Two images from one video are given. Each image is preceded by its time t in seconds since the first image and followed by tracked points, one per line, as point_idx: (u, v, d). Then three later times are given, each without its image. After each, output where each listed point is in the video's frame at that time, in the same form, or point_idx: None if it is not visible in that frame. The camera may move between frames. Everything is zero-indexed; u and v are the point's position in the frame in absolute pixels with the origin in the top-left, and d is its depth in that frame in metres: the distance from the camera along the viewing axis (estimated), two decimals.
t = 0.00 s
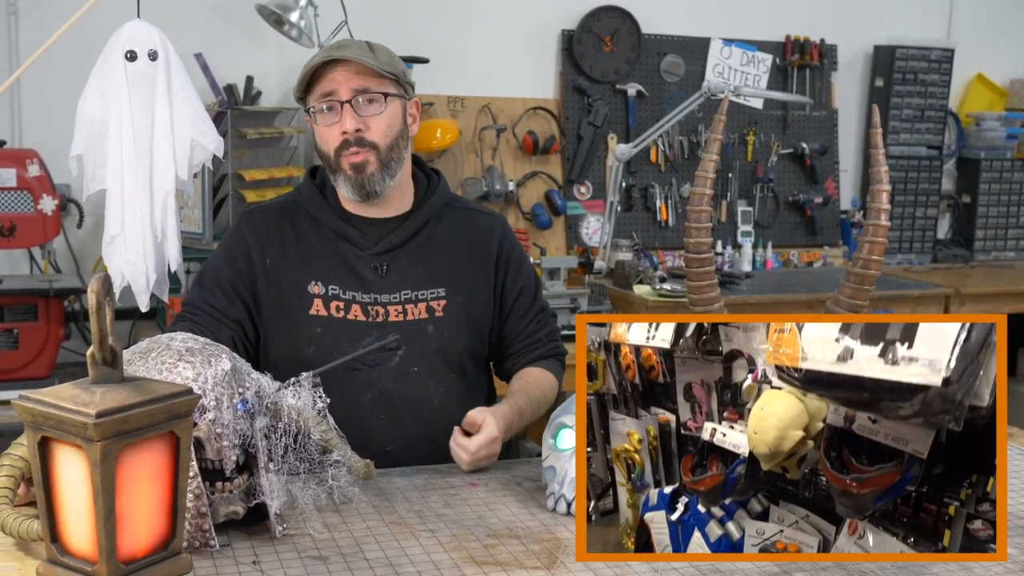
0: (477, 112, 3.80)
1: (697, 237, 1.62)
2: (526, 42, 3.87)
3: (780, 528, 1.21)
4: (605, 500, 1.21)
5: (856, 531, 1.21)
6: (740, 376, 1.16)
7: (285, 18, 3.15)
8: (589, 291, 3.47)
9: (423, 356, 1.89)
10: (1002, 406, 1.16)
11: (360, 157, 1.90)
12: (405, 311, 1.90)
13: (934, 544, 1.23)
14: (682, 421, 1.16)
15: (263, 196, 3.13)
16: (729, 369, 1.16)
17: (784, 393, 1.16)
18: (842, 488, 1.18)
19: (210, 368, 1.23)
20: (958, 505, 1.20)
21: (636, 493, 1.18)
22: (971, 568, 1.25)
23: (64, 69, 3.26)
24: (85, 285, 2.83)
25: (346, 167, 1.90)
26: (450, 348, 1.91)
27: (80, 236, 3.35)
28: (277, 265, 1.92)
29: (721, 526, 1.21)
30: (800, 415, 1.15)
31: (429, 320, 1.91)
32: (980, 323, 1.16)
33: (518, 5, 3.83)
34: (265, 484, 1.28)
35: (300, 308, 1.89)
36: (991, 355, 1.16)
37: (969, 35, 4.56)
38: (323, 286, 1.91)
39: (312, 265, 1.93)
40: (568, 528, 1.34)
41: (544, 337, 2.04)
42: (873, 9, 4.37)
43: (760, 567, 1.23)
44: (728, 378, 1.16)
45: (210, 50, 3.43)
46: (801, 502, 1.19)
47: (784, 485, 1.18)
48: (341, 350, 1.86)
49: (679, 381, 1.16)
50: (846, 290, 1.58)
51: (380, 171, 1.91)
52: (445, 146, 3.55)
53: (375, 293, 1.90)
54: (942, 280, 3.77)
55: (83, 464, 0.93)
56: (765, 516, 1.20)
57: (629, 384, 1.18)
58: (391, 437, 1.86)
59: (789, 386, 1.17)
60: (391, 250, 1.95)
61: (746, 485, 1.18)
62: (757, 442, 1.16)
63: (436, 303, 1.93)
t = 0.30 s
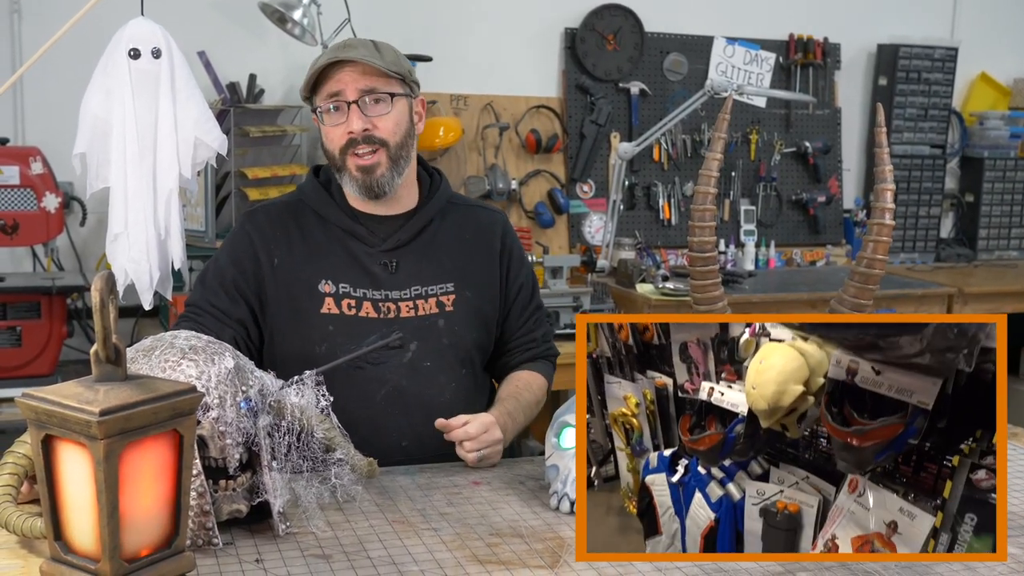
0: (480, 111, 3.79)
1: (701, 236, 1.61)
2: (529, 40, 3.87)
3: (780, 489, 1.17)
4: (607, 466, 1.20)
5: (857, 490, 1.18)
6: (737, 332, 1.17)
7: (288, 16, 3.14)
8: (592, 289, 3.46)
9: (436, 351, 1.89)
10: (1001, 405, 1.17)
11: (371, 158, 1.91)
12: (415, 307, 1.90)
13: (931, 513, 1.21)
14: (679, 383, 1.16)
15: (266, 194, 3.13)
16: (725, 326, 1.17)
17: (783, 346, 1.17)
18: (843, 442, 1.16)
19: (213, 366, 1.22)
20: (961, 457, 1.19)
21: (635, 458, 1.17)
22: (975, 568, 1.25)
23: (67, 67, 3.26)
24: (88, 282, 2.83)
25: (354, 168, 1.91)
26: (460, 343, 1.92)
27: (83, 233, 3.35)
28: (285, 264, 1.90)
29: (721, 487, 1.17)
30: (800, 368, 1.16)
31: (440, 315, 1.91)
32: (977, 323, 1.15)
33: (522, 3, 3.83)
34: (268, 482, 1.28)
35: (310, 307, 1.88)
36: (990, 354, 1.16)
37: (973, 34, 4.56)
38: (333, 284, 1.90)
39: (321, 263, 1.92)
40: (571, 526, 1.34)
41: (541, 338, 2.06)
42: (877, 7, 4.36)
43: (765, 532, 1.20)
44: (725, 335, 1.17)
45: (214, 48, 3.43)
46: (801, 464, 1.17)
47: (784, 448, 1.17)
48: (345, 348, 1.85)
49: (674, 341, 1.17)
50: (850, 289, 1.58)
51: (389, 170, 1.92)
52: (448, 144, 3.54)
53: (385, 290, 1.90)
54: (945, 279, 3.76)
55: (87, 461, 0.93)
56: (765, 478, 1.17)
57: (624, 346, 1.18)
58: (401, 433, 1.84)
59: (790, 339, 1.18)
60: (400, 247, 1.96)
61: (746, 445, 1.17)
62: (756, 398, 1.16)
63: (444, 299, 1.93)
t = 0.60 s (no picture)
0: (482, 110, 3.79)
1: (703, 236, 1.61)
2: (532, 39, 3.87)
3: (779, 456, 1.16)
4: (607, 438, 1.20)
5: (855, 455, 1.16)
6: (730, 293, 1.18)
7: (290, 15, 3.14)
8: (594, 288, 3.46)
9: (447, 349, 1.90)
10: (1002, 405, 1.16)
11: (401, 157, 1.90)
12: (429, 305, 1.90)
13: (931, 475, 1.17)
14: (673, 350, 1.17)
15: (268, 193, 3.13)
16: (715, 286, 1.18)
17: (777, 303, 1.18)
18: (843, 401, 1.15)
19: (214, 366, 1.22)
20: (966, 416, 1.17)
21: (631, 428, 1.17)
22: (977, 568, 1.25)
23: (69, 66, 3.26)
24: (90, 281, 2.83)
25: (383, 164, 1.89)
26: (470, 343, 1.93)
27: (85, 232, 3.35)
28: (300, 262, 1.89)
29: (718, 454, 1.16)
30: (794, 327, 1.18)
31: (452, 316, 1.91)
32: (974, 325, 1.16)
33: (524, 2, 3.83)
34: (270, 481, 1.28)
35: (328, 305, 1.87)
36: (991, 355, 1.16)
37: (976, 33, 4.55)
38: (350, 281, 1.89)
39: (337, 259, 1.91)
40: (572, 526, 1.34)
41: (528, 344, 2.08)
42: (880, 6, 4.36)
43: (765, 502, 1.18)
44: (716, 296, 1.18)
45: (216, 47, 3.43)
46: (800, 432, 1.16)
47: (784, 417, 1.16)
48: (349, 347, 1.84)
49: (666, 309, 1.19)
50: (852, 289, 1.58)
51: (418, 171, 1.93)
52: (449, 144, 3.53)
53: (400, 288, 1.90)
54: (948, 279, 3.75)
55: (88, 461, 0.92)
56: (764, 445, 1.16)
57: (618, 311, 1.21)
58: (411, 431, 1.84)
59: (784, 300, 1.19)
60: (413, 247, 1.95)
61: (743, 412, 1.16)
62: (751, 357, 1.16)
63: (455, 299, 1.93)
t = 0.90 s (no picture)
0: (481, 110, 3.78)
1: (701, 236, 1.61)
2: (531, 40, 3.87)
3: (780, 423, 1.14)
4: (606, 410, 1.19)
5: (859, 420, 1.13)
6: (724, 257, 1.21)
7: (289, 15, 3.14)
8: (593, 288, 3.46)
9: (439, 349, 1.90)
10: (1002, 406, 1.13)
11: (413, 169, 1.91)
12: (422, 305, 1.90)
13: (937, 438, 1.14)
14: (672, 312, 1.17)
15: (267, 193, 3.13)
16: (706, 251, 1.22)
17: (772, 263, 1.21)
18: (849, 356, 1.14)
19: (212, 366, 1.22)
20: (977, 373, 1.14)
21: (631, 397, 1.16)
22: (975, 568, 1.25)
23: (68, 65, 3.26)
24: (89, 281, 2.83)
25: (395, 173, 1.89)
26: (463, 343, 1.93)
27: (84, 232, 3.35)
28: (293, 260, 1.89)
29: (717, 421, 1.14)
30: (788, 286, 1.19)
31: (444, 315, 1.91)
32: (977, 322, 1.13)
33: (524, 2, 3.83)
34: (267, 482, 1.28)
35: (318, 303, 1.87)
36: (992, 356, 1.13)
37: (975, 33, 4.55)
38: (341, 280, 1.89)
39: (330, 258, 1.91)
40: (571, 527, 1.34)
41: (530, 339, 2.08)
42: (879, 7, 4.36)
43: (766, 469, 1.15)
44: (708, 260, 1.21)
45: (215, 47, 3.43)
46: (802, 399, 1.14)
47: (786, 383, 1.14)
48: (346, 348, 1.84)
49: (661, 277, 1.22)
50: (850, 289, 1.57)
51: (425, 183, 1.94)
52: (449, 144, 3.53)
53: (393, 287, 1.90)
54: (947, 279, 3.76)
55: (85, 461, 0.92)
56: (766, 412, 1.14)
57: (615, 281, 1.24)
58: (407, 431, 1.86)
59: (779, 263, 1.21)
60: (407, 247, 1.95)
61: (743, 376, 1.15)
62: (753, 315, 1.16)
63: (448, 298, 1.93)
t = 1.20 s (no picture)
0: (478, 112, 3.78)
1: (697, 237, 1.61)
2: (528, 41, 3.87)
3: (781, 388, 1.16)
4: (604, 382, 1.20)
5: (864, 380, 1.14)
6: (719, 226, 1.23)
7: (286, 16, 3.14)
8: (590, 289, 3.47)
9: (433, 349, 1.89)
10: (1002, 407, 1.15)
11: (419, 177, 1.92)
12: (416, 305, 1.90)
13: (944, 398, 1.15)
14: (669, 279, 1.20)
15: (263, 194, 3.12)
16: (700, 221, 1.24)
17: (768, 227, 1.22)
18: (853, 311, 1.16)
19: (209, 368, 1.22)
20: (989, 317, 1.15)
21: (627, 365, 1.19)
22: (971, 568, 1.25)
23: (64, 67, 3.26)
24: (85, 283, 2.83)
25: (405, 180, 1.90)
26: (458, 342, 1.92)
27: (80, 234, 3.35)
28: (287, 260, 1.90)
29: (716, 385, 1.16)
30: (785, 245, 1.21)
31: (439, 314, 1.91)
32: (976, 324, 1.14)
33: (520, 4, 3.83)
34: (264, 483, 1.28)
35: (315, 304, 1.87)
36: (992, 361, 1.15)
37: (971, 35, 4.56)
38: (337, 281, 1.89)
39: (325, 259, 1.91)
40: (568, 528, 1.34)
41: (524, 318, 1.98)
42: (875, 8, 4.37)
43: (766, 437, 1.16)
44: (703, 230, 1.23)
45: (211, 48, 3.43)
46: (804, 363, 1.15)
47: (786, 348, 1.16)
48: (343, 350, 1.84)
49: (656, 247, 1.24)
50: (846, 290, 1.58)
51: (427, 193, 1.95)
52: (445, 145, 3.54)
53: (388, 287, 1.90)
54: (943, 280, 3.76)
55: (81, 463, 0.92)
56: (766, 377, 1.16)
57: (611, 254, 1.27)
58: (403, 430, 1.85)
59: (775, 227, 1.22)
60: (402, 247, 1.95)
61: (741, 339, 1.16)
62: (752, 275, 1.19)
63: (443, 298, 1.93)
